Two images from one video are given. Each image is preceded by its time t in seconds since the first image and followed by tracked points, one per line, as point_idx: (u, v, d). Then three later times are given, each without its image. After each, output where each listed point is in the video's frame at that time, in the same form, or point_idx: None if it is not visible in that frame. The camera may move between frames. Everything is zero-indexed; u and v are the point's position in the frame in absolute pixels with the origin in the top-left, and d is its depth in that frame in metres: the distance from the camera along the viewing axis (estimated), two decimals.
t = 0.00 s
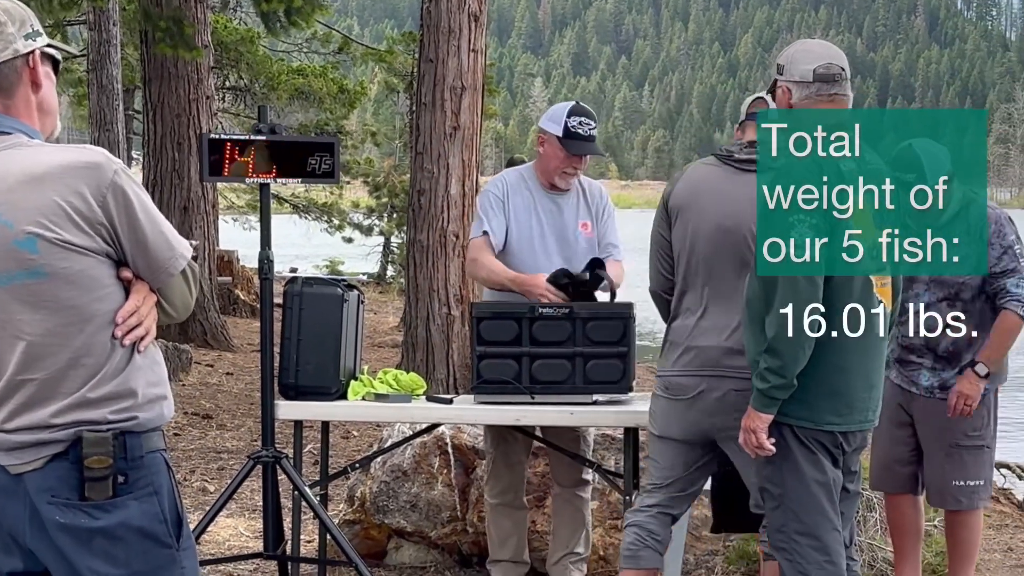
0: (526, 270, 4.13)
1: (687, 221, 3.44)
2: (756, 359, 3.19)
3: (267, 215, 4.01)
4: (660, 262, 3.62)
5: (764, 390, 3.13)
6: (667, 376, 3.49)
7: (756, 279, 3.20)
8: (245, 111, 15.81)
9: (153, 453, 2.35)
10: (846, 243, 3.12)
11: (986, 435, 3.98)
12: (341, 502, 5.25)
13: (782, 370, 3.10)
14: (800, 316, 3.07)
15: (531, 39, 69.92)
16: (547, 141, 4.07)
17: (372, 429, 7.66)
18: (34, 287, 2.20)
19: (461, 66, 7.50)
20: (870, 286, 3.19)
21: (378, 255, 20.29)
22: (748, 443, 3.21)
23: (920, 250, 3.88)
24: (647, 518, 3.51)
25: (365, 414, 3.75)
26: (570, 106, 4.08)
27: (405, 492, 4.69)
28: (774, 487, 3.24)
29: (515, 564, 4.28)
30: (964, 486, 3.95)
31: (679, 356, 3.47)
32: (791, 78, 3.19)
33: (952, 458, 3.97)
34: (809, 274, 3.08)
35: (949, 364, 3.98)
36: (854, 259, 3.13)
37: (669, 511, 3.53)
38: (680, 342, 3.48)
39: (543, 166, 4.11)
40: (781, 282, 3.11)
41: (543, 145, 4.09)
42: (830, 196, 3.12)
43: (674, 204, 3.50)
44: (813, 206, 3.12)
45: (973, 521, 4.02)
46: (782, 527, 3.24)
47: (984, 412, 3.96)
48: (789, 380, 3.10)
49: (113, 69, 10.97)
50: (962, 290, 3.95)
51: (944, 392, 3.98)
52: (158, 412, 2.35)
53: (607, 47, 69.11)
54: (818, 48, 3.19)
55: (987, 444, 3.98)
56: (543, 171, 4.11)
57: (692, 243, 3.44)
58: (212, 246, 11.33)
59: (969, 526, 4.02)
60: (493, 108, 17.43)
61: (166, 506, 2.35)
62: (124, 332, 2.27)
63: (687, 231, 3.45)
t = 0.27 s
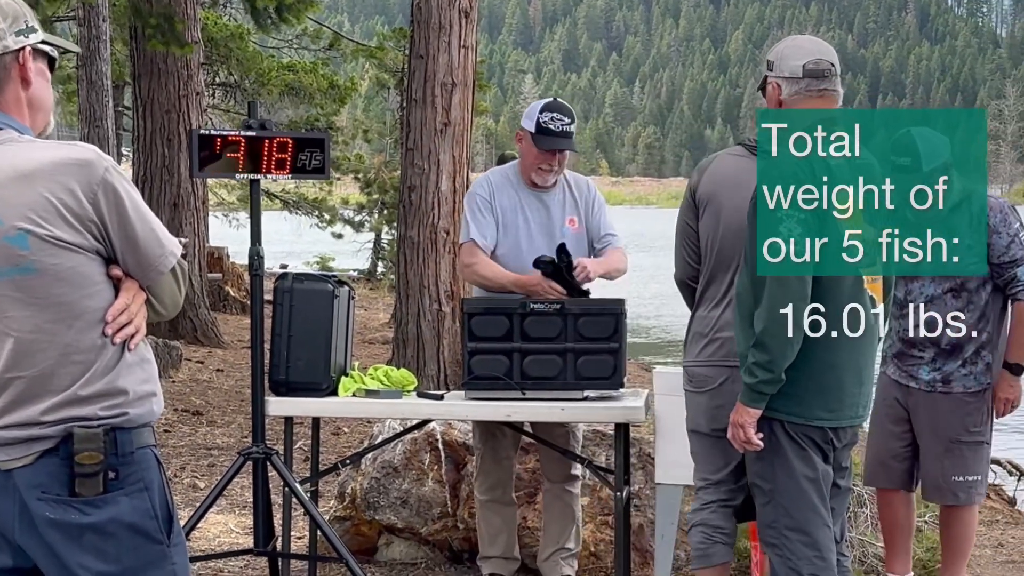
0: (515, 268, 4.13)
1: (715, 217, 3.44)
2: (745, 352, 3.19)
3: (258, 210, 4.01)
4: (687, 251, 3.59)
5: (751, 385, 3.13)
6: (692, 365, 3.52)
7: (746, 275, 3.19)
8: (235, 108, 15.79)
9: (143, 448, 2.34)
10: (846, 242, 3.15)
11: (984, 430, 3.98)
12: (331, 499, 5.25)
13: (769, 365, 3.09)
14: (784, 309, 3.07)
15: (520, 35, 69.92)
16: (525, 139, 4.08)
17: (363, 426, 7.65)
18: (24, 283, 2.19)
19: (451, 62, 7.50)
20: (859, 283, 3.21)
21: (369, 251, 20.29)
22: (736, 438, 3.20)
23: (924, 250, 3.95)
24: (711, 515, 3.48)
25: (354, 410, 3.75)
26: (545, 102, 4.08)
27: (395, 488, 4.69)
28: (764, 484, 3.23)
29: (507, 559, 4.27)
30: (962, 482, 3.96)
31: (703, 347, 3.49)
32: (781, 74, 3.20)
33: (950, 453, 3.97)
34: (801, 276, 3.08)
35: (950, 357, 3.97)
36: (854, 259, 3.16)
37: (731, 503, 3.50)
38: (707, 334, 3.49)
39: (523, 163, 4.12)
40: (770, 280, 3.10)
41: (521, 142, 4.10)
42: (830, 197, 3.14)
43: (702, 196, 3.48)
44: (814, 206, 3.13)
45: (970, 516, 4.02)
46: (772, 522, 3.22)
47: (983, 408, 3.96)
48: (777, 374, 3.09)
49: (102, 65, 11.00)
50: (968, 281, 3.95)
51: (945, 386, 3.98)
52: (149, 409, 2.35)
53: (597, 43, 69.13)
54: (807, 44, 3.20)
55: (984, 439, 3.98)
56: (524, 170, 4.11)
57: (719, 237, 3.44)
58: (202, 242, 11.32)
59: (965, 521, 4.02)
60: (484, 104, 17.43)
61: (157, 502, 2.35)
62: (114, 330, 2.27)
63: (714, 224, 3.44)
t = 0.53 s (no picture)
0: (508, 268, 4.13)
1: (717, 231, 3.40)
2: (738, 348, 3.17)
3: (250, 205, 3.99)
4: (690, 265, 3.55)
5: (744, 381, 3.11)
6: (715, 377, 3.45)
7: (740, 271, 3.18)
8: (227, 104, 15.77)
9: (137, 446, 2.33)
10: (846, 242, 3.16)
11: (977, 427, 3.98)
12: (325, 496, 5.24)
13: (761, 361, 3.07)
14: (775, 307, 3.05)
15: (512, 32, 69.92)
16: (515, 138, 4.06)
17: (356, 422, 7.64)
18: (15, 282, 2.18)
19: (444, 59, 7.49)
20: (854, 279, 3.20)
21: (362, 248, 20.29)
22: (729, 434, 3.18)
23: (922, 251, 3.68)
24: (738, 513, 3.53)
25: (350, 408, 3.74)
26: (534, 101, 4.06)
27: (389, 485, 4.69)
28: (757, 480, 3.20)
29: (501, 557, 4.27)
30: (956, 478, 3.96)
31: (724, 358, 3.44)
32: (773, 70, 3.18)
33: (945, 449, 3.98)
34: (787, 275, 3.05)
35: (942, 353, 3.98)
36: (855, 259, 3.16)
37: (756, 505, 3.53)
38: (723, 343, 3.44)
39: (513, 163, 4.12)
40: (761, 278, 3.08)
41: (511, 141, 4.08)
42: (830, 197, 3.16)
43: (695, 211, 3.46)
44: (814, 205, 3.15)
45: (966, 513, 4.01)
46: (767, 520, 3.19)
47: (977, 404, 3.97)
48: (769, 371, 3.07)
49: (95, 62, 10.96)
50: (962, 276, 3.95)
51: (938, 381, 3.99)
52: (142, 407, 2.34)
53: (589, 40, 69.14)
54: (798, 41, 3.19)
55: (978, 436, 3.99)
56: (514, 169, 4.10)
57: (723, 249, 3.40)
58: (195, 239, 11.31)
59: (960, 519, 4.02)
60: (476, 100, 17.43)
61: (150, 499, 2.34)
62: (105, 331, 2.26)
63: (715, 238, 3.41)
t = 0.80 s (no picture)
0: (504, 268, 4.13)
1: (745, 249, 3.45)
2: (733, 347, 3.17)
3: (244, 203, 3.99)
4: (713, 270, 3.61)
5: (738, 380, 3.11)
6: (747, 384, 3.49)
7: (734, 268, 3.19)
8: (222, 102, 15.75)
9: (132, 444, 2.33)
10: (846, 242, 3.18)
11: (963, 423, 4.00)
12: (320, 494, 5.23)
13: (756, 361, 3.07)
14: (769, 307, 3.05)
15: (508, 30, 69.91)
16: (509, 136, 4.06)
17: (351, 420, 7.64)
18: (10, 281, 2.17)
19: (439, 57, 7.49)
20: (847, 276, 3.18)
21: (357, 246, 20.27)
22: (722, 433, 3.19)
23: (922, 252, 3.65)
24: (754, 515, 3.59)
25: (347, 405, 3.74)
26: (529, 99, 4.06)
27: (384, 483, 4.69)
28: (752, 478, 3.21)
29: (497, 555, 4.27)
30: (943, 475, 3.97)
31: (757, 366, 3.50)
32: (765, 69, 3.18)
33: (932, 446, 3.99)
34: (783, 275, 3.05)
35: (928, 348, 4.00)
36: (855, 259, 3.19)
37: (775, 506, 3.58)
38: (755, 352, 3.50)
39: (507, 162, 4.11)
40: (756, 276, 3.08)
41: (505, 140, 4.08)
42: (829, 196, 3.19)
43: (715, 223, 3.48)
44: (813, 204, 3.17)
45: (957, 510, 4.01)
46: (763, 517, 3.19)
47: (963, 401, 3.99)
48: (764, 370, 3.07)
49: (89, 60, 10.94)
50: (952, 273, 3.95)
51: (925, 377, 4.00)
52: (137, 406, 2.34)
53: (585, 37, 69.13)
54: (790, 39, 3.18)
55: (964, 432, 4.00)
56: (508, 167, 4.10)
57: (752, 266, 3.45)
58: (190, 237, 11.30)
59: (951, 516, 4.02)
60: (471, 98, 17.40)
61: (145, 498, 2.34)
62: (99, 330, 2.26)
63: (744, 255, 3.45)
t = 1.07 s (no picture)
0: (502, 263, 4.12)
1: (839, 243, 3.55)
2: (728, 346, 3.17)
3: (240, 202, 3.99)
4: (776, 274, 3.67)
5: (733, 379, 3.11)
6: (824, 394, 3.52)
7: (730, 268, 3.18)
8: (218, 101, 15.74)
9: (129, 443, 2.33)
10: (846, 242, 3.19)
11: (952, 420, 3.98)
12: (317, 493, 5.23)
13: (752, 360, 3.07)
14: (765, 306, 3.05)
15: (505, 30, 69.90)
16: (508, 130, 4.03)
17: (348, 419, 7.63)
18: (7, 279, 2.17)
19: (437, 56, 7.48)
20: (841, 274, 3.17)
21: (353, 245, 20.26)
22: (719, 433, 3.18)
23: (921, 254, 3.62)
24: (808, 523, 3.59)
25: (345, 403, 3.74)
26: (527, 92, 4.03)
27: (381, 482, 4.68)
28: (748, 477, 3.20)
29: (493, 554, 4.27)
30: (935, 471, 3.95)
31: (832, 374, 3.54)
32: (757, 68, 3.14)
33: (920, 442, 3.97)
34: (780, 275, 3.04)
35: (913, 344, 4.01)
36: (855, 260, 3.20)
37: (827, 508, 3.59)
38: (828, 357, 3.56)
39: (505, 157, 4.08)
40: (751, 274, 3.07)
41: (504, 135, 4.05)
42: (828, 196, 3.20)
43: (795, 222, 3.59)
44: (812, 204, 3.18)
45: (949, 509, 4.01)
46: (759, 516, 3.18)
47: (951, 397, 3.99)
48: (760, 370, 3.07)
49: (86, 59, 10.93)
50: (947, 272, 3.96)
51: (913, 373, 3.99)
52: (134, 405, 2.33)
53: (582, 37, 69.12)
54: (782, 37, 3.16)
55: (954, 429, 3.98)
56: (506, 162, 4.08)
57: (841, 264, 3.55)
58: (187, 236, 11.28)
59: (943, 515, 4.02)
60: (468, 97, 17.40)
61: (142, 497, 2.33)
62: (95, 329, 2.25)
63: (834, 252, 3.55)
